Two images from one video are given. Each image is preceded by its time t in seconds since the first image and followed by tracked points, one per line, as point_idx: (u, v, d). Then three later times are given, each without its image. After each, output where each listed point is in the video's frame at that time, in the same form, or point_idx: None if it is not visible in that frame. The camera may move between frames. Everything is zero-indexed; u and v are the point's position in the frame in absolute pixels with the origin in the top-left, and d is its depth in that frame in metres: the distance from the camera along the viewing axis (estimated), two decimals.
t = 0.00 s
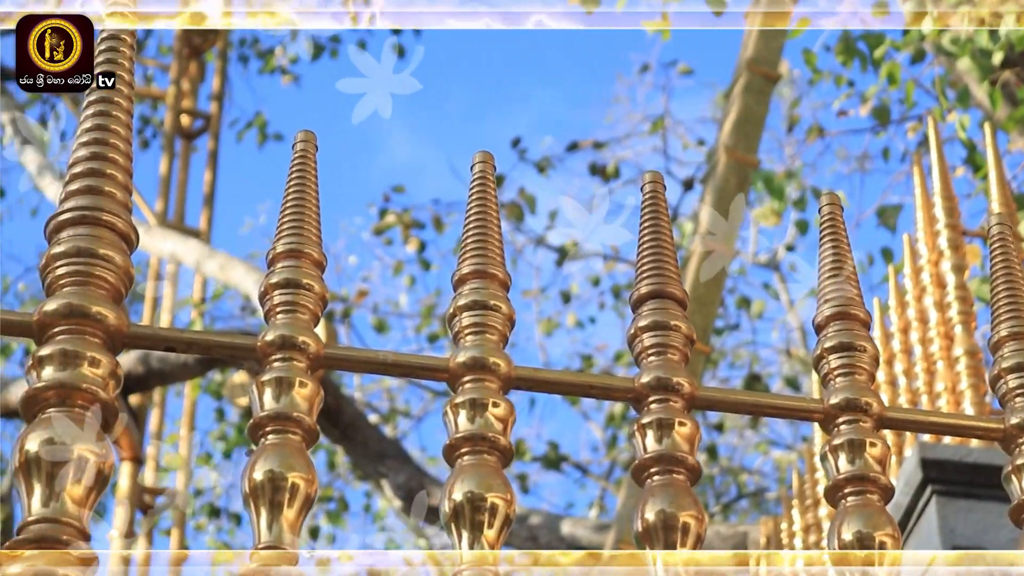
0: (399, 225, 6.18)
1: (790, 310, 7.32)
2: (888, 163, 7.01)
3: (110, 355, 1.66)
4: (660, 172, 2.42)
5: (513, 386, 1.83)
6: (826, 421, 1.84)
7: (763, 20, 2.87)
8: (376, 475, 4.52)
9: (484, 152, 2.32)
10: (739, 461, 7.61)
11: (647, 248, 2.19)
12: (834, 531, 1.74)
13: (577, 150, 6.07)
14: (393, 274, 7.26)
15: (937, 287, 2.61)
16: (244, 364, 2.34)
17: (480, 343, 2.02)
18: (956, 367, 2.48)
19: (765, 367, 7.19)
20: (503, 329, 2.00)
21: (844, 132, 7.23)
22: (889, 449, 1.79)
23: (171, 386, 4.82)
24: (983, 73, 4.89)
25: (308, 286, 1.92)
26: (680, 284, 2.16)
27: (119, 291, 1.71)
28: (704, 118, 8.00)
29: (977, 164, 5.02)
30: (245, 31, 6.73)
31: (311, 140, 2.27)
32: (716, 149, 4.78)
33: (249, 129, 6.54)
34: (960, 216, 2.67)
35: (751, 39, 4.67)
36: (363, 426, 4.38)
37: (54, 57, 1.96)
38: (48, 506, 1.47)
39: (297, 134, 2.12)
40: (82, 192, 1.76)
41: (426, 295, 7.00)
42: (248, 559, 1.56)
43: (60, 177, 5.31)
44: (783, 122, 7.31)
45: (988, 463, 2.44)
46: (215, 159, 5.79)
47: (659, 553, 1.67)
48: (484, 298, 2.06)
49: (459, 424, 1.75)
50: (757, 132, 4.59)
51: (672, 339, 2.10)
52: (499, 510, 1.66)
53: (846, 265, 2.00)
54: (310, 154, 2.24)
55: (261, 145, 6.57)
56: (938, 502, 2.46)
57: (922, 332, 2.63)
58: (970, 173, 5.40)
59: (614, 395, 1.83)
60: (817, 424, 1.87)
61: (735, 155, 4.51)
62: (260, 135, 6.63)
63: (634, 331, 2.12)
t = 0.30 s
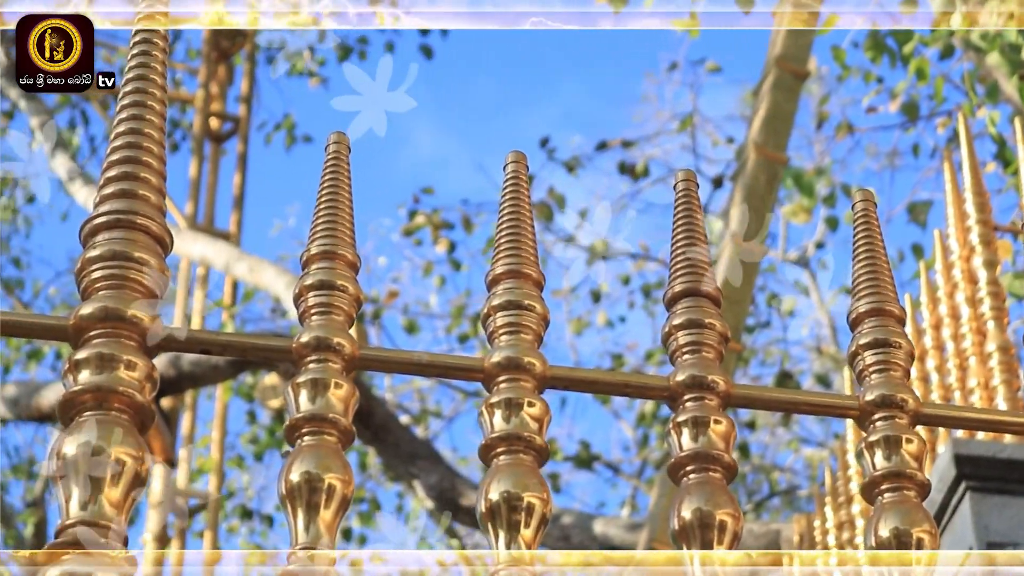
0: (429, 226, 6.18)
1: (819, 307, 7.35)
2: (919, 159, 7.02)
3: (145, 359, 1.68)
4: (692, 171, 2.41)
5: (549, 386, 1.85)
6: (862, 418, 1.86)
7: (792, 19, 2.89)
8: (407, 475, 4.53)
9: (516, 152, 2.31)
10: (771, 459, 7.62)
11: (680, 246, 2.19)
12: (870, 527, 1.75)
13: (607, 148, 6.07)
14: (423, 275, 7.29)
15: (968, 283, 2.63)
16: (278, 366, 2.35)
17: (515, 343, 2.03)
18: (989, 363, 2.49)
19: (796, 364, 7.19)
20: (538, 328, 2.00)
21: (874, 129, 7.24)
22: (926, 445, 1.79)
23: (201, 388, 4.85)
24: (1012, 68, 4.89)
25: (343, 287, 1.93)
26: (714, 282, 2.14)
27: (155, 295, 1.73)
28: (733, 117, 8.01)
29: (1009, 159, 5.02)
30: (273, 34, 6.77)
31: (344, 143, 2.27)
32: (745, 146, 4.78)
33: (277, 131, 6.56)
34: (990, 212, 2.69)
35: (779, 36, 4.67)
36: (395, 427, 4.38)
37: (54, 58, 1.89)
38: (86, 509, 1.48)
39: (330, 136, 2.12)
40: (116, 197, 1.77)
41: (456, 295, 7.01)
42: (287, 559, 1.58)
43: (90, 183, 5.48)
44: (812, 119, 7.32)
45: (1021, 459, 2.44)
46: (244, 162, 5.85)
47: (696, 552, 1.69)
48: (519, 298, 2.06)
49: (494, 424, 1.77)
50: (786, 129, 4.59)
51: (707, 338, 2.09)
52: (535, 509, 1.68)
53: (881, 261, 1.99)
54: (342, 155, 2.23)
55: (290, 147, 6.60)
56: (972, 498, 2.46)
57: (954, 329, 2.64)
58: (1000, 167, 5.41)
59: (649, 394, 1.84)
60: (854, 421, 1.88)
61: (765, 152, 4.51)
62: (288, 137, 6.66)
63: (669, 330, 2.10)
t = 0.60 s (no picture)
0: (458, 227, 6.21)
1: (850, 304, 7.38)
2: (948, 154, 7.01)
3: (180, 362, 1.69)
4: (724, 170, 2.41)
5: (583, 386, 1.85)
6: (897, 415, 1.86)
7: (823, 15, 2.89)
8: (439, 476, 4.55)
9: (547, 152, 2.31)
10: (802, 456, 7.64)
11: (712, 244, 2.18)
12: (906, 525, 1.75)
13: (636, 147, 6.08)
14: (453, 276, 7.32)
15: (1000, 278, 2.64)
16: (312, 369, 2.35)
17: (549, 342, 2.03)
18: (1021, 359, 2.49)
19: (827, 361, 7.20)
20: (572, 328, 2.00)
21: (903, 125, 7.26)
22: (961, 441, 1.79)
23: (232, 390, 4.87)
24: None
25: (376, 288, 1.92)
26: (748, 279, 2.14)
27: (189, 298, 1.73)
28: (762, 114, 8.02)
29: None
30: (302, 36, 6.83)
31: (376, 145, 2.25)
32: (774, 144, 4.78)
33: (304, 133, 6.59)
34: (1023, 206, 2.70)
35: (807, 34, 4.67)
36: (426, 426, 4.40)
37: (54, 58, 1.87)
38: (122, 512, 1.49)
39: (362, 137, 2.11)
40: (149, 201, 1.78)
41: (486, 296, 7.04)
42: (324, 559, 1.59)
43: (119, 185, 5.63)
44: (841, 115, 7.33)
45: None
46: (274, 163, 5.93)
47: (732, 550, 1.70)
48: (551, 298, 2.06)
49: (528, 424, 1.77)
50: (815, 125, 4.59)
51: (741, 336, 2.08)
52: (571, 509, 1.69)
53: (915, 256, 1.98)
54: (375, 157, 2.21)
55: (317, 148, 6.63)
56: (1005, 494, 2.45)
57: (986, 324, 2.64)
58: None
59: (684, 392, 1.84)
60: (889, 418, 1.88)
61: (794, 150, 4.51)
62: (315, 138, 6.68)
63: (702, 328, 2.10)
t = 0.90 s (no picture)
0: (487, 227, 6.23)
1: (880, 301, 7.37)
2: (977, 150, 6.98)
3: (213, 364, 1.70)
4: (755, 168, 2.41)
5: (615, 385, 1.86)
6: (929, 411, 1.85)
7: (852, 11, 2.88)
8: (471, 476, 4.56)
9: (577, 152, 2.31)
10: (834, 453, 7.62)
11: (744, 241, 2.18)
12: (939, 521, 1.74)
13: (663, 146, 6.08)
14: (482, 276, 7.34)
15: None
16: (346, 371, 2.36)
17: (580, 342, 2.03)
18: None
19: (857, 358, 7.17)
20: (604, 327, 2.00)
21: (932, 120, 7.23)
22: (995, 437, 1.78)
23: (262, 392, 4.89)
24: None
25: (407, 289, 1.93)
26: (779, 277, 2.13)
27: (220, 300, 1.74)
28: (790, 111, 8.00)
29: None
30: (330, 37, 6.86)
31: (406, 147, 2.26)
32: (803, 141, 4.77)
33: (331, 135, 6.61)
34: None
35: (835, 30, 4.65)
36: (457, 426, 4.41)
37: (54, 57, 1.84)
38: (157, 515, 1.52)
39: (392, 139, 2.12)
40: (179, 204, 1.79)
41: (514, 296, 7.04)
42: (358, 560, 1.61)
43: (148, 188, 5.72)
44: (869, 112, 7.31)
45: None
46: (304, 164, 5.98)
47: (766, 548, 1.71)
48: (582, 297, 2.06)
49: (560, 423, 1.79)
50: (843, 122, 4.58)
51: (772, 334, 2.08)
52: (604, 509, 1.70)
53: (947, 252, 1.97)
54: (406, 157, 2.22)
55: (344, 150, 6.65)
56: None
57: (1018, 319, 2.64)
58: None
59: (716, 391, 1.85)
60: (921, 414, 1.88)
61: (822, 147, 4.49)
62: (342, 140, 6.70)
63: (733, 327, 2.09)
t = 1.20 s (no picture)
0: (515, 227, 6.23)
1: (909, 298, 7.34)
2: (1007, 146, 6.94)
3: (244, 365, 1.73)
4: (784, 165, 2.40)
5: (645, 384, 1.88)
6: (961, 408, 1.85)
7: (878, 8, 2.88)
8: (501, 476, 4.55)
9: (606, 150, 2.31)
10: (864, 451, 7.57)
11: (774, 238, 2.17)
12: (973, 518, 1.74)
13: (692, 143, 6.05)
14: (510, 276, 7.32)
15: None
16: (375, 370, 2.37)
17: (610, 341, 2.03)
18: None
19: (888, 355, 7.13)
20: (633, 325, 2.00)
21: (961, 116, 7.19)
22: None
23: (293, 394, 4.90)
24: None
25: (436, 290, 1.93)
26: (808, 274, 2.12)
27: (250, 301, 1.79)
28: (817, 109, 7.98)
29: None
30: (356, 38, 6.87)
31: (435, 146, 2.26)
32: (832, 137, 4.74)
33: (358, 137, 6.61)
34: None
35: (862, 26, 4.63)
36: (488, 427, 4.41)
37: (54, 58, 1.89)
38: (189, 517, 1.54)
39: (421, 139, 2.13)
40: (209, 207, 1.84)
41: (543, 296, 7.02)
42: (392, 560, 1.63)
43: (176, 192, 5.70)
44: (897, 108, 7.28)
45: None
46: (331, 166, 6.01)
47: (798, 546, 1.74)
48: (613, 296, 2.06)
49: (591, 423, 1.80)
50: (872, 118, 4.56)
51: (802, 331, 2.07)
52: (635, 508, 1.72)
53: (977, 248, 1.96)
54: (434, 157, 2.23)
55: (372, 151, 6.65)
56: None
57: None
58: None
59: (747, 389, 1.86)
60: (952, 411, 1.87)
61: (851, 143, 4.47)
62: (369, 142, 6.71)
63: (763, 324, 2.09)
